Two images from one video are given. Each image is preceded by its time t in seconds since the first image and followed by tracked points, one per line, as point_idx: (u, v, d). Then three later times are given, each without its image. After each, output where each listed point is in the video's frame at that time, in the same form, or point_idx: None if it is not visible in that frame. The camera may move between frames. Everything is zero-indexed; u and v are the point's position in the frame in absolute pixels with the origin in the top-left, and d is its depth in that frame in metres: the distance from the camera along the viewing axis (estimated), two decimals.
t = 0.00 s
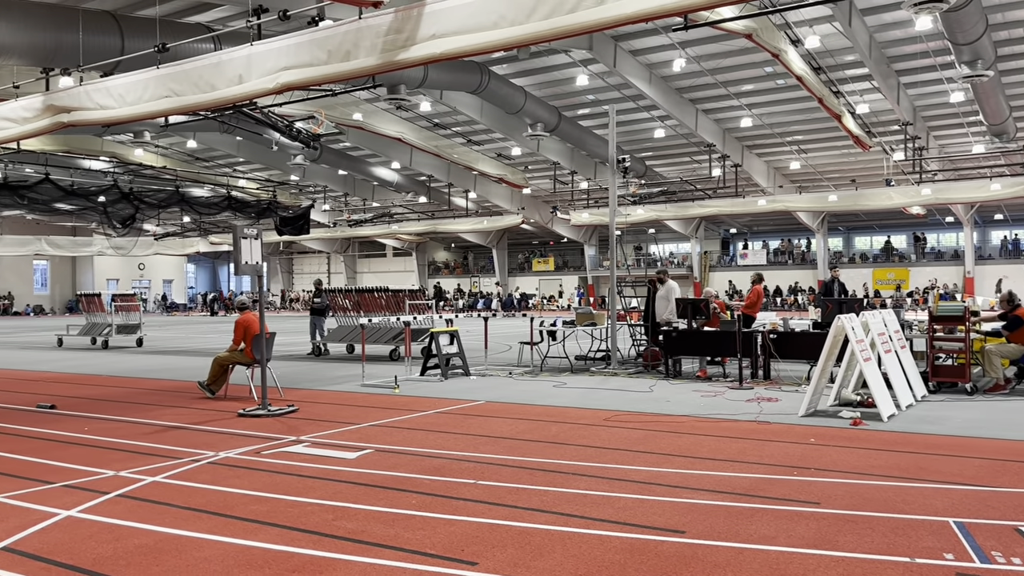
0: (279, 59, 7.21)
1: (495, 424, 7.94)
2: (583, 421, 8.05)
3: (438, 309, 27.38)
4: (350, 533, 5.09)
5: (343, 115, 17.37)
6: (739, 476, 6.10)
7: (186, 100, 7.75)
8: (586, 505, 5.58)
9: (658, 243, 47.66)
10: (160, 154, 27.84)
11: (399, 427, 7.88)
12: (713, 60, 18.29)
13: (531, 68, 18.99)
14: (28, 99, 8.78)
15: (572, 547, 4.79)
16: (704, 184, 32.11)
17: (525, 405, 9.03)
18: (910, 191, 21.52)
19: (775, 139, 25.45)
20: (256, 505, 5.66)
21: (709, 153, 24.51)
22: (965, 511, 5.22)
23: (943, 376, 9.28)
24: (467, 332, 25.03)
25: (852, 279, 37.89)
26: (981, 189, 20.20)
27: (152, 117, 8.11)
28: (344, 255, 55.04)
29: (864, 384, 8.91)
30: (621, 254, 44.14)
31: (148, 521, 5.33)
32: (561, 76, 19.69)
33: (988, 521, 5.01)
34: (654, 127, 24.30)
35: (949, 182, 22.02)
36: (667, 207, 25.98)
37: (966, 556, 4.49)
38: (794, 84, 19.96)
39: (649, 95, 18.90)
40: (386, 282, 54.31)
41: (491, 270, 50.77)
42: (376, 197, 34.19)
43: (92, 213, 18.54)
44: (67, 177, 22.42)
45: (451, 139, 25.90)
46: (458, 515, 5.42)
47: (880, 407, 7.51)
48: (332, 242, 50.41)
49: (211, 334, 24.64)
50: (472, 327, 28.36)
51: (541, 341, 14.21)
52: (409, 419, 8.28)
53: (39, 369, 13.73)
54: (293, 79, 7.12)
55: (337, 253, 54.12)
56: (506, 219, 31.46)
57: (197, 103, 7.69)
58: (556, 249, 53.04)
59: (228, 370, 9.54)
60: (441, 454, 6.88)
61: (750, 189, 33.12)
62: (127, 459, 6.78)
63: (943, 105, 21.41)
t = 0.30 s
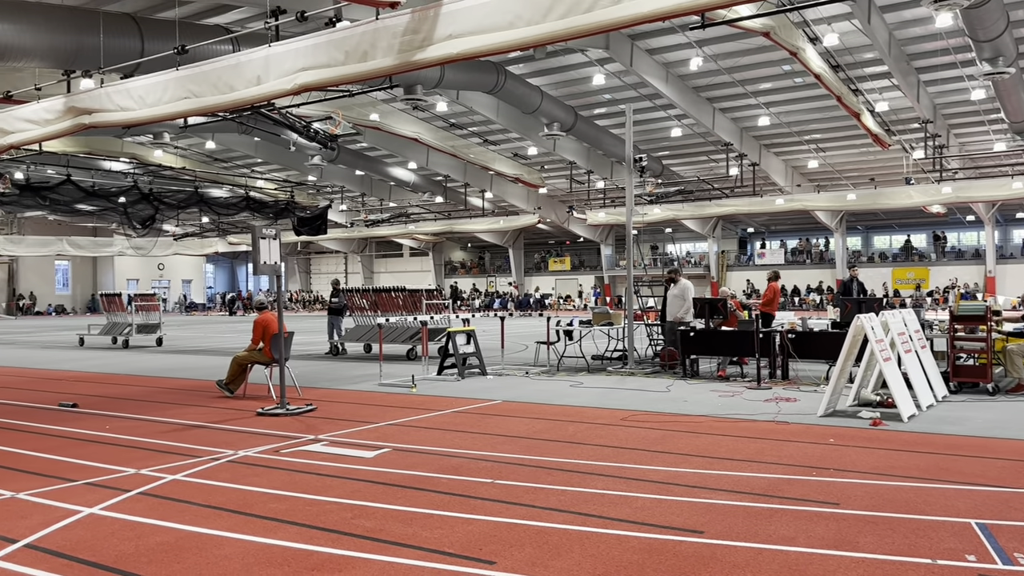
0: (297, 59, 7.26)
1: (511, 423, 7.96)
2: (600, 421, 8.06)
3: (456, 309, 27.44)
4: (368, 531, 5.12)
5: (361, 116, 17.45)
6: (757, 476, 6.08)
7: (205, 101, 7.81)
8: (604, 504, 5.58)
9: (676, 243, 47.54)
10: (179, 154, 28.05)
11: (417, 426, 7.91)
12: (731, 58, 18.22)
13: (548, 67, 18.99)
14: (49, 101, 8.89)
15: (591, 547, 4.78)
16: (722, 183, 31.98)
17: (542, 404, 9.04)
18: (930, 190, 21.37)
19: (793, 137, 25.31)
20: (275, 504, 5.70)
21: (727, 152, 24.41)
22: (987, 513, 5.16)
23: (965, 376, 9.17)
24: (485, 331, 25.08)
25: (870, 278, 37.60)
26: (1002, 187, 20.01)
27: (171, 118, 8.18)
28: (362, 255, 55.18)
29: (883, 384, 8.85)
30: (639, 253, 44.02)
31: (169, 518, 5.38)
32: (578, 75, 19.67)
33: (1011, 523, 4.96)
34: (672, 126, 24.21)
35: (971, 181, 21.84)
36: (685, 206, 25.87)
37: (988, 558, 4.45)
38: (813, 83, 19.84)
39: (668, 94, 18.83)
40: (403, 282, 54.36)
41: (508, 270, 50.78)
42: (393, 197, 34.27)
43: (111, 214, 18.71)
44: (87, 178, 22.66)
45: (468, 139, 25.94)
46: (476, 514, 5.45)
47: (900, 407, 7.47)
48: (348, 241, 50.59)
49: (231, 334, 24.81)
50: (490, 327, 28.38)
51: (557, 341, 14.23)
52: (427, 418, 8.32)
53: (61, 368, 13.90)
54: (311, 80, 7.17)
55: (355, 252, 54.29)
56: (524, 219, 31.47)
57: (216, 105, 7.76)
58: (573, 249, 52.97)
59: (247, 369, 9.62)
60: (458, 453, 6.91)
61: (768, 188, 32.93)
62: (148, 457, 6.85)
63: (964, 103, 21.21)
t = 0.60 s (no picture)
0: (313, 60, 7.29)
1: (528, 423, 7.96)
2: (617, 420, 8.05)
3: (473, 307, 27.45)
4: (385, 530, 5.14)
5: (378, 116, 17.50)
6: (775, 476, 6.05)
7: (223, 102, 7.86)
8: (621, 504, 5.57)
9: (693, 241, 47.40)
10: (197, 155, 28.28)
11: (434, 426, 7.93)
12: (747, 56, 18.14)
13: (564, 66, 18.96)
14: (69, 103, 8.98)
15: (608, 546, 4.78)
16: (739, 182, 31.83)
17: (560, 404, 9.03)
18: (952, 188, 21.22)
19: (811, 135, 25.16)
20: (293, 502, 5.73)
21: (744, 150, 24.28)
22: (1010, 514, 5.11)
23: (986, 376, 9.12)
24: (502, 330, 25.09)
25: (890, 277, 37.31)
26: None
27: (189, 118, 8.24)
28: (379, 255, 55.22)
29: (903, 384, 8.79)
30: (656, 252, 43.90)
31: (188, 516, 5.42)
32: (593, 74, 19.63)
33: None
34: (689, 124, 24.11)
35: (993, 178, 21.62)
36: (701, 205, 25.70)
37: (1012, 559, 4.40)
38: (832, 80, 19.71)
39: (685, 93, 18.77)
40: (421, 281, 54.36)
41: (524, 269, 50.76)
42: (410, 197, 34.32)
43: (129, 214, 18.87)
44: (106, 178, 22.89)
45: (484, 138, 25.97)
46: (493, 513, 5.45)
47: (921, 407, 7.41)
48: (365, 241, 50.77)
49: (249, 333, 25.00)
50: (507, 326, 28.36)
51: (573, 341, 14.23)
52: (444, 417, 8.34)
53: (82, 367, 14.04)
54: (328, 80, 7.20)
55: (372, 252, 54.42)
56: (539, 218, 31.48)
57: (234, 105, 7.81)
58: (589, 248, 52.86)
59: (265, 368, 9.68)
60: (475, 452, 6.92)
61: (785, 186, 32.75)
62: (168, 455, 6.91)
63: (984, 100, 20.98)
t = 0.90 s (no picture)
0: (330, 60, 7.32)
1: (544, 422, 7.97)
2: (634, 419, 8.04)
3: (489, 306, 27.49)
4: (402, 528, 5.15)
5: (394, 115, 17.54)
6: (793, 476, 6.02)
7: (240, 102, 7.91)
8: (637, 504, 5.56)
9: (709, 240, 47.25)
10: (214, 155, 28.48)
11: (451, 425, 7.95)
12: (764, 54, 18.06)
13: (580, 65, 18.94)
14: (89, 104, 9.06)
15: (625, 545, 4.77)
16: (755, 180, 31.69)
17: (576, 403, 9.03)
18: (971, 185, 21.04)
19: (828, 133, 24.99)
20: (311, 500, 5.76)
21: (761, 148, 24.15)
22: None
23: (1006, 376, 9.03)
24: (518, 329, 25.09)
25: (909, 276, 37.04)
26: None
27: (207, 118, 8.30)
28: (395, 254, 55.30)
29: (922, 384, 8.73)
30: (671, 250, 43.78)
31: (207, 513, 5.47)
32: (609, 72, 19.60)
33: None
34: (705, 122, 24.01)
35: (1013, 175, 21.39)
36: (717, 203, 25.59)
37: None
38: (849, 77, 19.57)
39: (701, 91, 18.72)
40: (437, 280, 54.43)
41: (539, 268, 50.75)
42: (426, 196, 34.39)
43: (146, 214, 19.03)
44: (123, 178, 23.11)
45: (500, 137, 25.98)
46: (509, 512, 5.46)
47: (940, 407, 7.35)
48: (381, 241, 50.95)
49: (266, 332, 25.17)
50: (522, 325, 28.36)
51: (590, 340, 14.23)
52: (460, 416, 8.36)
53: (101, 365, 14.19)
54: (344, 80, 7.23)
55: (388, 251, 54.53)
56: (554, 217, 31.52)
57: (251, 105, 7.85)
58: (604, 247, 52.77)
59: (282, 367, 9.73)
60: (492, 451, 6.93)
61: (802, 185, 32.57)
62: (186, 453, 6.97)
63: (1005, 96, 20.76)
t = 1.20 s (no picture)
0: (346, 59, 7.35)
1: (562, 421, 7.96)
2: (652, 418, 8.03)
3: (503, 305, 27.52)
4: (419, 526, 5.17)
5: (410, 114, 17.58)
6: (812, 476, 5.99)
7: (257, 102, 7.95)
8: (654, 503, 5.55)
9: (725, 239, 47.13)
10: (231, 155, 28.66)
11: (467, 423, 7.97)
12: (781, 51, 17.96)
13: (596, 63, 18.91)
14: (108, 104, 9.14)
15: (642, 545, 4.77)
16: (772, 178, 31.57)
17: (593, 402, 9.03)
18: (991, 182, 20.80)
19: (846, 131, 24.83)
20: (328, 498, 5.79)
21: (778, 146, 24.02)
22: None
23: None
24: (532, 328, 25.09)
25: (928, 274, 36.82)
26: None
27: (224, 118, 8.35)
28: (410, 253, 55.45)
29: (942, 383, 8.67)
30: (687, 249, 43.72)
31: (226, 511, 5.51)
32: (625, 71, 19.56)
33: None
34: (722, 120, 23.92)
35: None
36: (734, 202, 25.61)
37: None
38: (868, 74, 19.42)
39: (717, 89, 18.66)
40: (453, 279, 54.51)
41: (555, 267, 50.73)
42: (442, 195, 34.43)
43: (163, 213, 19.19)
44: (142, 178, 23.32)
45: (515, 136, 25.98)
46: (526, 511, 5.46)
47: (960, 407, 7.28)
48: (396, 240, 51.11)
49: (283, 331, 25.31)
50: (536, 323, 28.37)
51: (605, 339, 14.22)
52: (476, 415, 8.37)
53: (121, 363, 14.32)
54: (360, 80, 7.25)
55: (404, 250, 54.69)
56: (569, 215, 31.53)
57: (268, 105, 7.89)
58: (620, 245, 52.69)
59: (299, 365, 9.79)
60: (508, 450, 6.94)
61: (820, 183, 32.40)
62: (205, 451, 7.02)
63: None
